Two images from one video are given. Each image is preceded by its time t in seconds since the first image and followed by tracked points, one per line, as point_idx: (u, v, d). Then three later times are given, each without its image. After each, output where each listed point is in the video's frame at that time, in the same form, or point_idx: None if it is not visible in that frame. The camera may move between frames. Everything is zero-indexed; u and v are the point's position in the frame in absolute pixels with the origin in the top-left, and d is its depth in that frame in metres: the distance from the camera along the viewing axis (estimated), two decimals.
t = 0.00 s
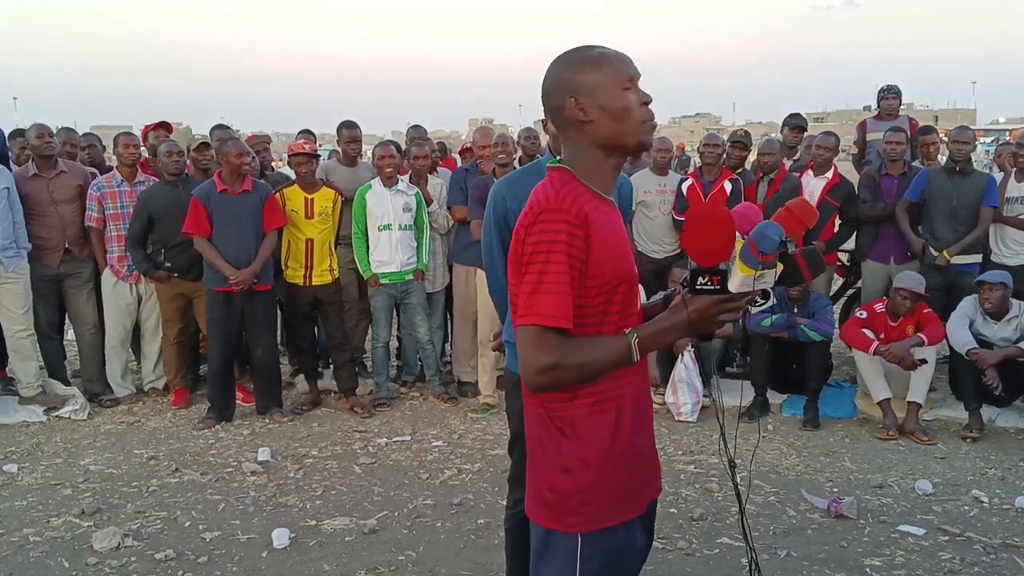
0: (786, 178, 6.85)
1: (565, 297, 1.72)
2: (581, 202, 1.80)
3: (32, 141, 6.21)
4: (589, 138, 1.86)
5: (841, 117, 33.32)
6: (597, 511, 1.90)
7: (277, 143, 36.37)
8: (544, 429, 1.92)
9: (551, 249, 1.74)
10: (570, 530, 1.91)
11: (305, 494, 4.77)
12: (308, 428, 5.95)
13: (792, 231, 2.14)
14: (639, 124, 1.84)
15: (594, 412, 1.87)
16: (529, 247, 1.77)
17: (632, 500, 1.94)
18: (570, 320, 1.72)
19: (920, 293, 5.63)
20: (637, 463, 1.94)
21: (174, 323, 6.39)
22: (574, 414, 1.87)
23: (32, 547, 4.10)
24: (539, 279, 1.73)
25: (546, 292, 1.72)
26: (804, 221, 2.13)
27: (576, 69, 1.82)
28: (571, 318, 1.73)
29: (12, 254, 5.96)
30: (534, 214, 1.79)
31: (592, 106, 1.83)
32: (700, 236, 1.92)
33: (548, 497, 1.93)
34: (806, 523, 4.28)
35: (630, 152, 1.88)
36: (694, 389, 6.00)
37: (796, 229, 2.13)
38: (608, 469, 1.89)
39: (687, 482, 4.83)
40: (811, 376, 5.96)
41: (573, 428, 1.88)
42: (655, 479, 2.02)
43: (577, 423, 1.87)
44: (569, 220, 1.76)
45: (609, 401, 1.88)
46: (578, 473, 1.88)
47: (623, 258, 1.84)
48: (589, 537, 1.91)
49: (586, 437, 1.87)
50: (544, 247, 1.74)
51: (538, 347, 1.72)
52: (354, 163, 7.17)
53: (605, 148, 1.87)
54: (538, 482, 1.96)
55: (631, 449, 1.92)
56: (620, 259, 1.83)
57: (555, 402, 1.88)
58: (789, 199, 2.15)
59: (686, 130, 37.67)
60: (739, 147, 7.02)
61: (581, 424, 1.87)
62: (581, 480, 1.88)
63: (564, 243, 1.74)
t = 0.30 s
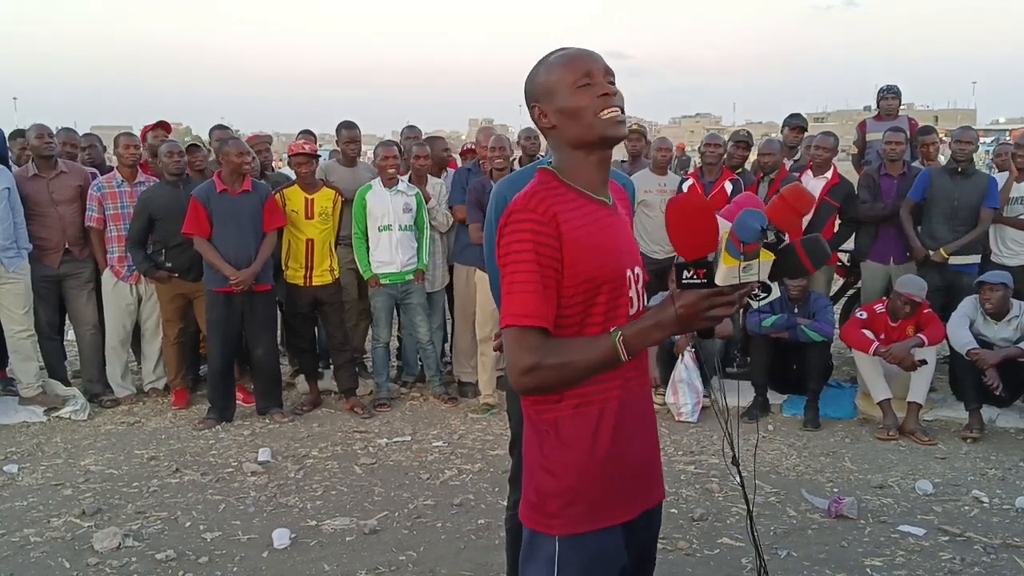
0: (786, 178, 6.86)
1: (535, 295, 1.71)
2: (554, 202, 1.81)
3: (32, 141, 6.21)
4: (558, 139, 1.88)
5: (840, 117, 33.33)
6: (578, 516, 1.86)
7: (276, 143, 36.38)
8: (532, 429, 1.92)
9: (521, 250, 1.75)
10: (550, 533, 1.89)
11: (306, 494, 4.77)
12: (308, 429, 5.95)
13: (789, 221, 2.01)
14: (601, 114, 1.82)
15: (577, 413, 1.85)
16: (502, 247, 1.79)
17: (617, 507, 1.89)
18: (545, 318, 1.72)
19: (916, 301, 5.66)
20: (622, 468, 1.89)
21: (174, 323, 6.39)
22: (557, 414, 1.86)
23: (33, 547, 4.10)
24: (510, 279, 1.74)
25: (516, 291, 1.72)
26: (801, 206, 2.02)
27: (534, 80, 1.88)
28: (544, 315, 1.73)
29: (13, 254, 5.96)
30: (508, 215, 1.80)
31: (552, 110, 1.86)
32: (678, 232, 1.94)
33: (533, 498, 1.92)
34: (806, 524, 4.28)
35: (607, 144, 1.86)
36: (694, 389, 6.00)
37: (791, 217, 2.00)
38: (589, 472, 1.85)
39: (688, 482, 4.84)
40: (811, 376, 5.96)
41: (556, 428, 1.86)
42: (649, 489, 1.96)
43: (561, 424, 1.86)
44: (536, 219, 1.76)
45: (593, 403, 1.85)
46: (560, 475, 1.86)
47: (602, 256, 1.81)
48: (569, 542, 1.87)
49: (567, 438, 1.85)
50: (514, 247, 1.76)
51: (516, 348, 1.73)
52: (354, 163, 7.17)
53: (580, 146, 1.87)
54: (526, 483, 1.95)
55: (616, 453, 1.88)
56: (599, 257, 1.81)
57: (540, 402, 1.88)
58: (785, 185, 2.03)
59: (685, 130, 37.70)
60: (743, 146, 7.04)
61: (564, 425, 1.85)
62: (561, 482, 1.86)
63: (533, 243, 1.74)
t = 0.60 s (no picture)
0: (787, 178, 6.84)
1: (516, 291, 1.72)
2: (546, 199, 1.80)
3: (31, 142, 6.20)
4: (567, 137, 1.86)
5: (841, 116, 33.31)
6: (556, 518, 1.85)
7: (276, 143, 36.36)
8: (517, 429, 1.92)
9: (505, 244, 1.75)
10: (529, 535, 1.88)
11: (305, 495, 4.76)
12: (308, 429, 5.94)
13: (782, 228, 1.91)
14: (611, 122, 1.78)
15: (560, 414, 1.84)
16: (490, 241, 1.80)
17: (597, 513, 1.86)
18: (526, 315, 1.72)
19: (917, 302, 5.65)
20: (605, 472, 1.86)
21: (173, 324, 6.37)
22: (540, 415, 1.85)
23: (31, 548, 4.10)
24: (494, 272, 1.75)
25: (498, 286, 1.73)
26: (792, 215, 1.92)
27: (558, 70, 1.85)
28: (525, 312, 1.73)
29: (12, 254, 5.95)
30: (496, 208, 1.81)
31: (568, 107, 1.83)
32: (665, 236, 1.96)
33: (514, 499, 1.92)
34: (807, 524, 4.26)
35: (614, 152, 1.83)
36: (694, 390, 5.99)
37: (784, 224, 1.89)
38: (570, 475, 1.84)
39: (688, 483, 4.82)
40: (812, 377, 5.95)
41: (538, 428, 1.86)
42: (635, 497, 1.92)
43: (541, 425, 1.85)
44: (524, 214, 1.76)
45: (573, 406, 1.84)
46: (540, 476, 1.85)
47: (592, 256, 1.80)
48: (548, 544, 1.86)
49: (549, 440, 1.84)
50: (499, 240, 1.76)
51: (498, 342, 1.74)
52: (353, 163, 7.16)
53: (585, 148, 1.85)
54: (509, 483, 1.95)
55: (600, 457, 1.86)
56: (588, 257, 1.79)
57: (525, 403, 1.88)
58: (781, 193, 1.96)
59: (686, 130, 37.66)
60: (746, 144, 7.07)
61: (546, 426, 1.85)
62: (541, 483, 1.85)
63: (517, 238, 1.74)
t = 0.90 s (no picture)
0: (787, 178, 6.84)
1: (521, 299, 1.71)
2: (555, 204, 1.79)
3: (29, 141, 6.20)
4: (584, 139, 1.83)
5: (841, 116, 33.31)
6: (559, 522, 1.85)
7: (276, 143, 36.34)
8: (518, 432, 1.92)
9: (512, 251, 1.74)
10: (533, 538, 1.87)
11: (304, 495, 4.76)
12: (307, 429, 5.94)
13: (790, 251, 1.93)
14: (642, 125, 1.79)
15: (564, 418, 1.84)
16: (496, 246, 1.79)
17: (601, 517, 1.87)
18: (529, 323, 1.72)
19: (917, 302, 5.65)
20: (609, 474, 1.87)
21: (172, 324, 6.37)
22: (544, 419, 1.85)
23: (31, 547, 4.10)
24: (500, 278, 1.74)
25: (504, 292, 1.72)
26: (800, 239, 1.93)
27: (578, 66, 1.79)
28: (528, 320, 1.72)
29: (10, 254, 5.95)
30: (504, 213, 1.80)
31: (593, 106, 1.79)
32: (671, 249, 1.92)
33: (516, 502, 1.91)
34: (806, 524, 4.26)
35: (630, 156, 1.84)
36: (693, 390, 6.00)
37: (792, 248, 1.92)
38: (574, 478, 1.84)
39: (687, 483, 4.82)
40: (811, 376, 5.95)
41: (541, 431, 1.85)
42: (638, 498, 1.93)
43: (547, 430, 1.85)
44: (531, 221, 1.75)
45: (580, 411, 1.84)
46: (544, 480, 1.85)
47: (596, 264, 1.80)
48: (553, 547, 1.86)
49: (552, 443, 1.84)
50: (505, 246, 1.75)
51: (498, 349, 1.73)
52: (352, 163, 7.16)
53: (601, 150, 1.83)
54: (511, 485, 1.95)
55: (604, 459, 1.86)
56: (592, 264, 1.79)
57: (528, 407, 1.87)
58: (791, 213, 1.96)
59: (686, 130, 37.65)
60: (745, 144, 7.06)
61: (549, 429, 1.84)
62: (545, 486, 1.85)
63: (524, 245, 1.73)
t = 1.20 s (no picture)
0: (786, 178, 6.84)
1: (581, 309, 1.68)
2: (589, 207, 1.76)
3: (29, 141, 6.20)
4: (595, 136, 1.84)
5: (840, 117, 33.32)
6: (606, 522, 1.86)
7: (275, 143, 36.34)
8: (550, 438, 1.90)
9: (562, 260, 1.70)
10: (578, 542, 1.87)
11: (304, 495, 4.76)
12: (307, 429, 5.94)
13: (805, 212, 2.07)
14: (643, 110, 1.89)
15: (603, 418, 1.84)
16: (537, 257, 1.74)
17: (639, 512, 1.89)
18: (588, 331, 1.68)
19: (916, 302, 5.67)
20: (645, 469, 1.90)
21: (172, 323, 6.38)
22: (582, 422, 1.84)
23: (30, 547, 4.10)
24: (553, 289, 1.69)
25: (561, 304, 1.68)
26: (812, 200, 2.06)
27: (583, 65, 1.79)
28: (585, 329, 1.69)
29: (10, 254, 5.96)
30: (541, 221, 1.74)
31: (607, 101, 1.82)
32: (701, 232, 1.90)
33: (554, 509, 1.90)
34: (806, 524, 4.27)
35: (628, 146, 1.91)
36: (693, 389, 6.00)
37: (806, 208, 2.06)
38: (616, 478, 1.85)
39: (687, 482, 4.83)
40: (811, 376, 5.96)
41: (579, 435, 1.85)
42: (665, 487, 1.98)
43: (587, 432, 1.84)
44: (576, 227, 1.72)
45: (619, 410, 1.85)
46: (586, 483, 1.84)
47: (630, 262, 1.79)
48: (598, 548, 1.86)
49: (592, 446, 1.84)
50: (554, 255, 1.71)
51: (554, 361, 1.67)
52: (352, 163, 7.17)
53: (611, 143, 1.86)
54: (544, 493, 1.92)
55: (642, 456, 1.88)
56: (627, 263, 1.79)
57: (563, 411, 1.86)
58: (796, 179, 2.09)
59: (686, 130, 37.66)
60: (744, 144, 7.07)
61: (588, 432, 1.84)
62: (589, 489, 1.84)
63: (573, 253, 1.70)
